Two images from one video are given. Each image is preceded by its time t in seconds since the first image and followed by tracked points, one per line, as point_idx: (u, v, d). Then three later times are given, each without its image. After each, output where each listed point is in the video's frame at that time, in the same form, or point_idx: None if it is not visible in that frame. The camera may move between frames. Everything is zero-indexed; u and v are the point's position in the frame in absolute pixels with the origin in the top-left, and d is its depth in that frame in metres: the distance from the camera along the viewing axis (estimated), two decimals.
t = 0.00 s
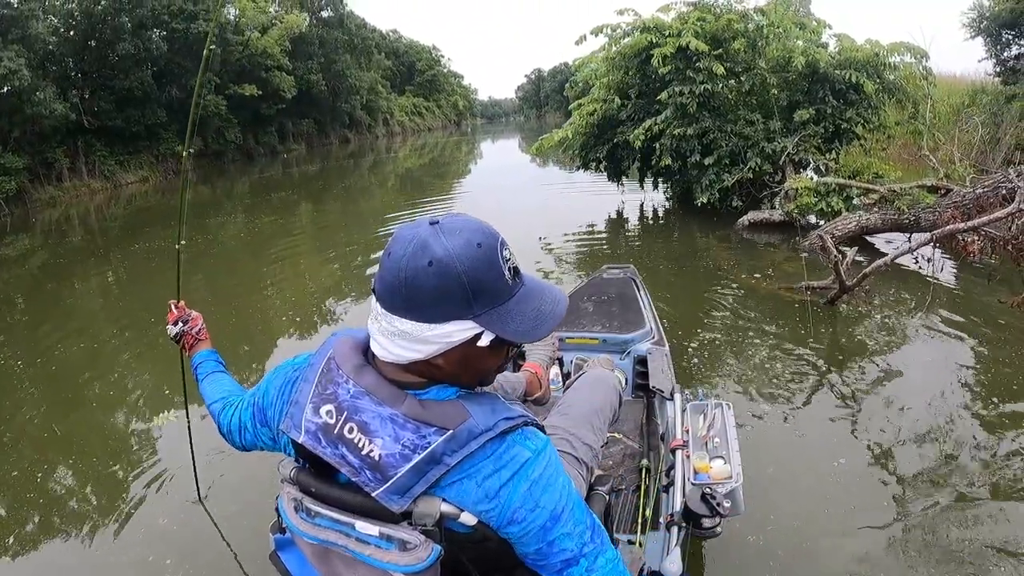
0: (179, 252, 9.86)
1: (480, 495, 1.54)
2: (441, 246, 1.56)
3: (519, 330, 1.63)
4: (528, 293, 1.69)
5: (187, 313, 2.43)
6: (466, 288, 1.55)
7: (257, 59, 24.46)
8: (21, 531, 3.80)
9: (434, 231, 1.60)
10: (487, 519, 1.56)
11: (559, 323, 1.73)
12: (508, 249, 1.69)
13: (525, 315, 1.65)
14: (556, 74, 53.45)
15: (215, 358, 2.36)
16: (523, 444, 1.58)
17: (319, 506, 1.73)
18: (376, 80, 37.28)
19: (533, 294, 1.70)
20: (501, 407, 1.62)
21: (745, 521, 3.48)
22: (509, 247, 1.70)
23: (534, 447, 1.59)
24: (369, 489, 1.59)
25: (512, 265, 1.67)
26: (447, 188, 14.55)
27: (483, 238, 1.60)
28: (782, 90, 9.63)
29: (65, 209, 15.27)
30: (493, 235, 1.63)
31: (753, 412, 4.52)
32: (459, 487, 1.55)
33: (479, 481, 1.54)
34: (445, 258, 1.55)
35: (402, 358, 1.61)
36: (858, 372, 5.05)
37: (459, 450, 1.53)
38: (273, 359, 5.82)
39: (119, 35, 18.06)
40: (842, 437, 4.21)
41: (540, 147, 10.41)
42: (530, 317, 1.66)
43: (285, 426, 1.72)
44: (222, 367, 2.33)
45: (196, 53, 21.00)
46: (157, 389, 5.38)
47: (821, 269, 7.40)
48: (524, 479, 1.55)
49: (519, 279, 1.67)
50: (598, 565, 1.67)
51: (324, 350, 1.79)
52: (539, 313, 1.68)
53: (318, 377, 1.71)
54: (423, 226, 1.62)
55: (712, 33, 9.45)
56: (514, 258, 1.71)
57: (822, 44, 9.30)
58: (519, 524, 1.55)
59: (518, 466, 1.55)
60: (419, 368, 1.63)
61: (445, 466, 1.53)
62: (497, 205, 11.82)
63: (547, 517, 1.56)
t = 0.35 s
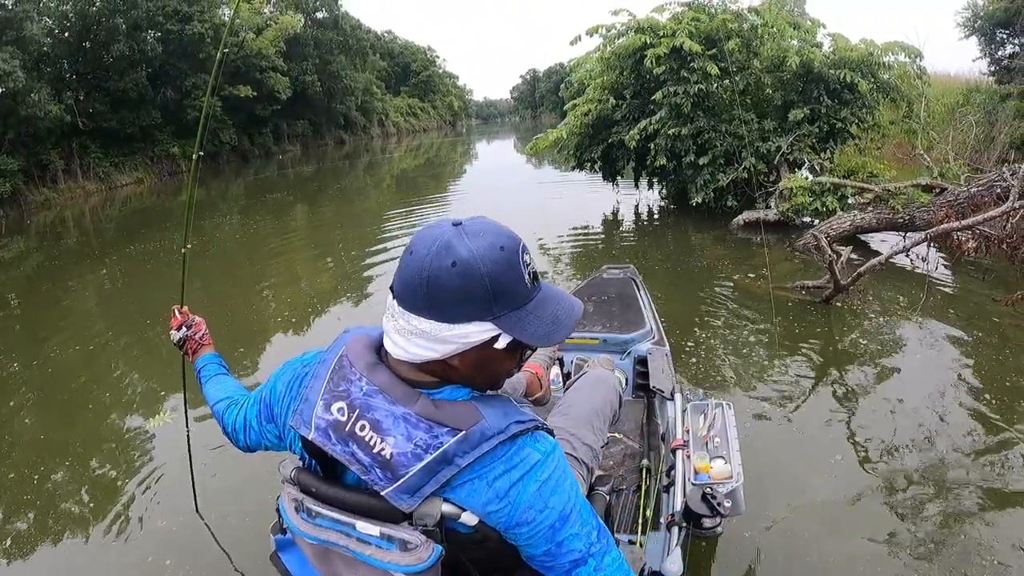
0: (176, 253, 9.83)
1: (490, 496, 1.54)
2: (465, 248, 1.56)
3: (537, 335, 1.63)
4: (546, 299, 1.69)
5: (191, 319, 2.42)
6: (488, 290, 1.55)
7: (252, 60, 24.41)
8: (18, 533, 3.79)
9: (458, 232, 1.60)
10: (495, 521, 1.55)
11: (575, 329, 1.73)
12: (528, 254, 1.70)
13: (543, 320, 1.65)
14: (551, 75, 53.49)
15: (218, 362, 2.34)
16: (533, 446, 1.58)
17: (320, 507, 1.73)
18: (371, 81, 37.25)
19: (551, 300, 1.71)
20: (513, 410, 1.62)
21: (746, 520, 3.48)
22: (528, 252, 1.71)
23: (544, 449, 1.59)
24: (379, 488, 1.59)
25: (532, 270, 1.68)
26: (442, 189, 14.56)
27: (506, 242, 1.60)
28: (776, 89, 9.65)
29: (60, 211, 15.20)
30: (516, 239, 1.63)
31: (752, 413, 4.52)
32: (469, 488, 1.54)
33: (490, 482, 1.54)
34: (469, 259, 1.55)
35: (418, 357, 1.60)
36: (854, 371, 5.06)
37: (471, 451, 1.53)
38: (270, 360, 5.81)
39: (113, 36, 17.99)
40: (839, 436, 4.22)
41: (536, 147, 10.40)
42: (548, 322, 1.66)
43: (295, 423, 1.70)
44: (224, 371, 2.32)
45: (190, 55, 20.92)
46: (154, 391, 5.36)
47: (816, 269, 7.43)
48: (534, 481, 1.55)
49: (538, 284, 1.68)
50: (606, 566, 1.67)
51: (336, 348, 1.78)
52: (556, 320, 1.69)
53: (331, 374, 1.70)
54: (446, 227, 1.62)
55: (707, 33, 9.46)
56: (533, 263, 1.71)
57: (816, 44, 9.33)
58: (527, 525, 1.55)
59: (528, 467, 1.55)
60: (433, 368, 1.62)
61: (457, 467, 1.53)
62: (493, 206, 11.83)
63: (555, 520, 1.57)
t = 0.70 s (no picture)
0: (172, 256, 9.81)
1: (499, 497, 1.54)
2: (484, 248, 1.55)
3: (551, 338, 1.63)
4: (560, 301, 1.70)
5: (189, 326, 2.41)
6: (506, 292, 1.55)
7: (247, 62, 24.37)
8: (15, 536, 3.78)
9: (476, 233, 1.59)
10: (503, 521, 1.56)
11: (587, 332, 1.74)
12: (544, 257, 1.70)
13: (558, 322, 1.65)
14: (546, 76, 53.54)
15: (217, 368, 2.34)
16: (541, 447, 1.59)
17: (321, 507, 1.74)
18: (367, 82, 37.24)
19: (565, 303, 1.71)
20: (522, 412, 1.62)
21: (745, 519, 3.49)
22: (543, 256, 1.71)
23: (552, 451, 1.60)
24: (387, 488, 1.59)
25: (547, 273, 1.68)
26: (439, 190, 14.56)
27: (524, 244, 1.60)
28: (771, 89, 9.66)
29: (56, 214, 15.16)
30: (533, 242, 1.63)
31: (749, 411, 4.54)
32: (478, 489, 1.54)
33: (498, 483, 1.54)
34: (487, 261, 1.54)
35: (430, 357, 1.60)
36: (850, 369, 5.08)
37: (481, 453, 1.54)
38: (267, 362, 5.81)
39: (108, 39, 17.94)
40: (836, 434, 4.23)
41: (532, 147, 10.41)
42: (562, 325, 1.66)
43: (304, 421, 1.70)
44: (224, 378, 2.31)
45: (185, 57, 20.87)
46: (151, 393, 5.35)
47: (811, 267, 7.45)
48: (542, 483, 1.55)
49: (552, 287, 1.68)
50: (611, 566, 1.68)
51: (345, 346, 1.78)
52: (570, 323, 1.69)
53: (340, 373, 1.70)
54: (464, 228, 1.62)
55: (702, 32, 9.48)
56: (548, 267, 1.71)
57: (811, 43, 9.36)
58: (535, 526, 1.56)
59: (537, 468, 1.55)
60: (444, 368, 1.62)
61: (467, 469, 1.53)
62: (490, 207, 11.83)
63: (563, 520, 1.57)
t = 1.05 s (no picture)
0: (169, 262, 9.80)
1: (499, 498, 1.54)
2: (485, 248, 1.55)
3: (552, 339, 1.63)
4: (561, 302, 1.70)
5: (187, 330, 2.41)
6: (506, 292, 1.55)
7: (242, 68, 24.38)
8: (15, 543, 3.77)
9: (477, 233, 1.59)
10: (503, 522, 1.56)
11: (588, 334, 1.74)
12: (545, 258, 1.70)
13: (558, 324, 1.65)
14: (541, 78, 53.62)
15: (215, 372, 2.33)
16: (542, 448, 1.58)
17: (320, 507, 1.74)
18: (362, 86, 37.28)
19: (566, 304, 1.71)
20: (523, 413, 1.61)
21: (744, 517, 3.49)
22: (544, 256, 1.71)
23: (553, 451, 1.59)
24: (388, 490, 1.59)
25: (548, 274, 1.68)
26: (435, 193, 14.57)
27: (525, 245, 1.60)
28: (765, 87, 9.67)
29: (53, 222, 15.14)
30: (534, 243, 1.63)
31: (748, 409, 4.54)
32: (479, 489, 1.54)
33: (498, 483, 1.54)
34: (488, 261, 1.54)
35: (430, 357, 1.60)
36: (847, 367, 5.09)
37: (482, 453, 1.53)
38: (265, 366, 5.81)
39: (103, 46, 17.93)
40: (835, 431, 4.24)
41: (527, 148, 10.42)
42: (563, 327, 1.66)
43: (303, 421, 1.70)
44: (221, 381, 2.31)
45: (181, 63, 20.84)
46: (150, 399, 5.34)
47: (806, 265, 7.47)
48: (542, 483, 1.55)
49: (553, 288, 1.68)
50: (610, 567, 1.68)
51: (345, 347, 1.78)
52: (571, 325, 1.69)
53: (340, 374, 1.69)
54: (465, 228, 1.61)
55: (695, 32, 9.50)
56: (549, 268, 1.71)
57: (804, 41, 9.39)
58: (535, 527, 1.56)
59: (538, 468, 1.55)
60: (444, 368, 1.62)
61: (468, 470, 1.53)
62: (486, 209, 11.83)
63: (562, 520, 1.57)
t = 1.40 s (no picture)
0: (166, 266, 9.79)
1: (506, 498, 1.54)
2: (497, 251, 1.55)
3: (562, 343, 1.64)
4: (570, 306, 1.70)
5: (183, 337, 2.42)
6: (518, 295, 1.55)
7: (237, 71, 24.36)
8: (14, 547, 3.76)
9: (489, 235, 1.59)
10: (509, 522, 1.56)
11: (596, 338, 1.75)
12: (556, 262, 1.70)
13: (568, 328, 1.66)
14: (536, 79, 53.67)
15: (211, 377, 2.32)
16: (549, 450, 1.59)
17: (323, 507, 1.73)
18: (358, 89, 37.29)
19: (575, 308, 1.71)
20: (531, 414, 1.61)
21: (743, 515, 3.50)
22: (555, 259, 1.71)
23: (559, 453, 1.60)
24: (395, 490, 1.59)
25: (559, 278, 1.68)
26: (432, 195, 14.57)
27: (537, 248, 1.60)
28: (759, 87, 9.68)
29: (49, 227, 15.11)
30: (546, 246, 1.63)
31: (746, 408, 4.55)
32: (486, 489, 1.54)
33: (506, 484, 1.54)
34: (501, 264, 1.54)
35: (439, 358, 1.60)
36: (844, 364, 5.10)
37: (491, 455, 1.53)
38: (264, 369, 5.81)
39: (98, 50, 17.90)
40: (833, 429, 4.25)
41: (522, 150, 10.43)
42: (573, 331, 1.66)
43: (310, 421, 1.69)
44: (218, 386, 2.30)
45: (176, 67, 20.81)
46: (148, 403, 5.34)
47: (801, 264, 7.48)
48: (548, 485, 1.55)
49: (564, 292, 1.68)
50: (609, 569, 1.69)
51: (353, 347, 1.77)
52: (580, 329, 1.69)
53: (348, 373, 1.69)
54: (477, 230, 1.61)
55: (690, 32, 9.53)
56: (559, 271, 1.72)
57: (798, 40, 9.41)
58: (541, 528, 1.56)
59: (545, 470, 1.55)
60: (453, 369, 1.62)
61: (476, 471, 1.53)
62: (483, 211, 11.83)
63: (567, 522, 1.58)
